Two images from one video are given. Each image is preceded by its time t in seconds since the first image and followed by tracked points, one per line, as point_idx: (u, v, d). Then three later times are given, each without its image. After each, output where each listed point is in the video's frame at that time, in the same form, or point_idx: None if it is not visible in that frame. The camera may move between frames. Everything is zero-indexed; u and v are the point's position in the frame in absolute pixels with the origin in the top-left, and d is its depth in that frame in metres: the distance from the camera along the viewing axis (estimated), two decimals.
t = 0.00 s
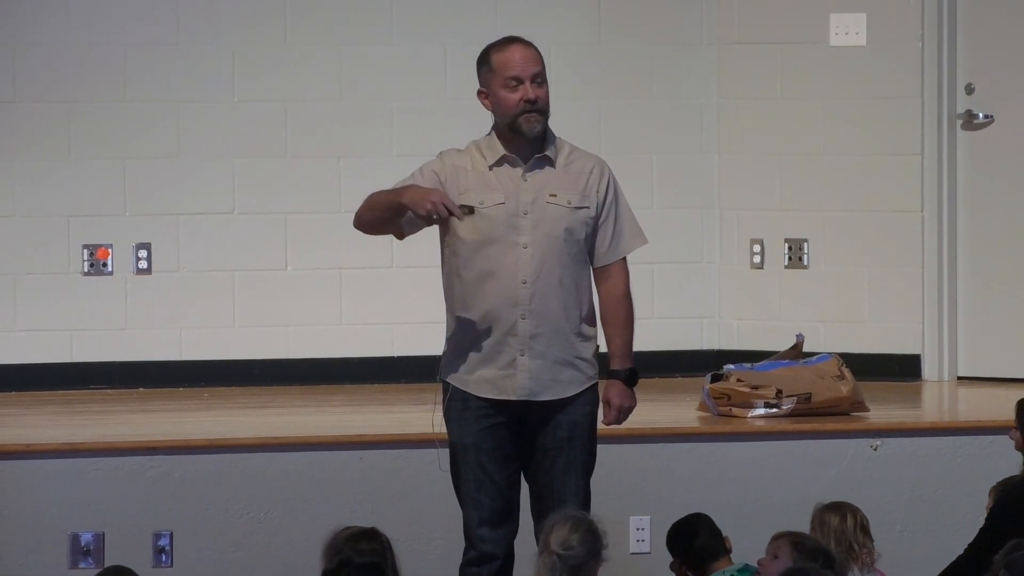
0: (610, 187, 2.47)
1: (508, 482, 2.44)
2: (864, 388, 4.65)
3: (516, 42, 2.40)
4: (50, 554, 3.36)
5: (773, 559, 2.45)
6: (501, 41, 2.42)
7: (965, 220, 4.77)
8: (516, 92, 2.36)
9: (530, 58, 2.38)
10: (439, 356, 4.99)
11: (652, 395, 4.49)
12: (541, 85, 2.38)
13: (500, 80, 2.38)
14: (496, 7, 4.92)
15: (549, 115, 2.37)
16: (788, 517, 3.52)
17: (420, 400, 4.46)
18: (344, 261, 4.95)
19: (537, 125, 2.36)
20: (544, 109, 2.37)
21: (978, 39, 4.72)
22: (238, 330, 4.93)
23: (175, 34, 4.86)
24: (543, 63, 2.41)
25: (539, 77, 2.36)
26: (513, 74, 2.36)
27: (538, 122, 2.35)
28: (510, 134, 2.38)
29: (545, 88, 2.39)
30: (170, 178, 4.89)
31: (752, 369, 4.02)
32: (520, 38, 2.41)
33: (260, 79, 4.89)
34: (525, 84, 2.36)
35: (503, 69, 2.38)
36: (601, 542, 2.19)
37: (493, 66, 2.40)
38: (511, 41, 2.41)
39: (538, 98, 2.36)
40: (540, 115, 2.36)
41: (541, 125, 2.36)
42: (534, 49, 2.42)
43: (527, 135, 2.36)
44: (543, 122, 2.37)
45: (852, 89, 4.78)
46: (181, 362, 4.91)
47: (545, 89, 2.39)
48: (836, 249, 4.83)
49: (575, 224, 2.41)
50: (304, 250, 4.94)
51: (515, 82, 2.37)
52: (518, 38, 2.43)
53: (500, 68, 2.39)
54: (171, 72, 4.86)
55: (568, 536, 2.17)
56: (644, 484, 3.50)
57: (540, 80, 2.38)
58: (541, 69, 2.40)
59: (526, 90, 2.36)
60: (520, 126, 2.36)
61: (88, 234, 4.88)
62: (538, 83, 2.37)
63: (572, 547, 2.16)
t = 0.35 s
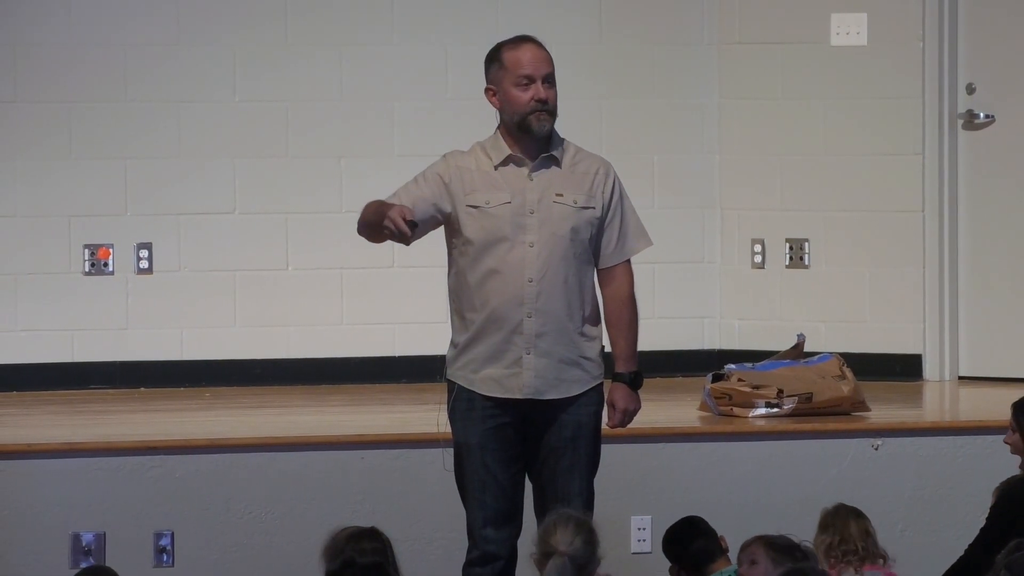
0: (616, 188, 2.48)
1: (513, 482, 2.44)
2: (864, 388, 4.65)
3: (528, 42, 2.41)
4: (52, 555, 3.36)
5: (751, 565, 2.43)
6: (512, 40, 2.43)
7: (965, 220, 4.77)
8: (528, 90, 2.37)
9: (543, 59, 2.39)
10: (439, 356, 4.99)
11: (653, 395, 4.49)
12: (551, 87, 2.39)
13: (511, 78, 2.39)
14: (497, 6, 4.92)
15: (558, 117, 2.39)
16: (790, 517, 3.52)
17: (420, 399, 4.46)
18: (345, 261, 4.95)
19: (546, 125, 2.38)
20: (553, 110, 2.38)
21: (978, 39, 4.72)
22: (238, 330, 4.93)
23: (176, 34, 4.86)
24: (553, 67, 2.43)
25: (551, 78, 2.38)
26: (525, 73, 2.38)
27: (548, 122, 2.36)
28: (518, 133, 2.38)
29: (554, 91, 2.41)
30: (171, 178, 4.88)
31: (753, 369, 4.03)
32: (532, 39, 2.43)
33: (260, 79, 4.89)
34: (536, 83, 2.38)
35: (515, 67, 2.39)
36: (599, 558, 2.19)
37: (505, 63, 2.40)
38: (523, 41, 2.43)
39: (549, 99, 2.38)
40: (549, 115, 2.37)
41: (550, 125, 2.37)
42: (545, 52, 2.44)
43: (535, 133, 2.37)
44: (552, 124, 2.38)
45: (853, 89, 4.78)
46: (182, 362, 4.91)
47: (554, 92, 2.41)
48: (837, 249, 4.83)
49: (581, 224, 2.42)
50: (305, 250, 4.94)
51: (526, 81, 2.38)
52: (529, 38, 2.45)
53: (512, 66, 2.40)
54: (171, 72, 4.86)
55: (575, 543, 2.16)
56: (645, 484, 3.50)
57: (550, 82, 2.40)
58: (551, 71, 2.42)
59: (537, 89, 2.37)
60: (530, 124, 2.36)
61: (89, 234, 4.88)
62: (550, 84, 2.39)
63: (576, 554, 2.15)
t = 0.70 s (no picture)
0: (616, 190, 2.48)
1: (513, 483, 2.43)
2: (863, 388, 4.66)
3: (530, 41, 2.42)
4: (51, 555, 3.36)
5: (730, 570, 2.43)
6: (513, 40, 2.43)
7: (965, 220, 4.77)
8: (529, 88, 2.37)
9: (544, 57, 2.39)
10: (439, 356, 4.99)
11: (653, 396, 4.49)
12: (553, 85, 2.39)
13: (512, 76, 2.39)
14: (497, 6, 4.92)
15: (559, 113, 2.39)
16: (789, 517, 3.52)
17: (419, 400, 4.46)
18: (345, 261, 4.95)
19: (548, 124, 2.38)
20: (556, 108, 2.38)
21: (978, 39, 4.72)
22: (238, 330, 4.93)
23: (176, 34, 4.86)
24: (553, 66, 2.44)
25: (553, 76, 2.38)
26: (527, 71, 2.38)
27: (550, 120, 2.37)
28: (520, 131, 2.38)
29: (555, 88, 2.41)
30: (171, 178, 4.88)
31: (753, 370, 4.03)
32: (532, 38, 2.43)
33: (260, 79, 4.89)
34: (539, 81, 2.37)
35: (517, 65, 2.39)
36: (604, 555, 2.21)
37: (506, 62, 2.41)
38: (524, 40, 2.43)
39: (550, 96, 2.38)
40: (551, 113, 2.37)
41: (552, 123, 2.37)
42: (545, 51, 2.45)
43: (538, 133, 2.37)
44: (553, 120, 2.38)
45: (852, 90, 4.78)
46: (182, 362, 4.91)
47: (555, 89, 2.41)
48: (837, 249, 4.83)
49: (581, 225, 2.42)
50: (305, 251, 4.94)
51: (528, 79, 2.38)
52: (530, 38, 2.45)
53: (513, 64, 2.40)
54: (171, 72, 4.86)
55: (581, 542, 2.18)
56: (644, 484, 3.50)
57: (551, 79, 2.40)
58: (553, 69, 2.42)
59: (538, 87, 2.37)
60: (532, 123, 2.37)
61: (89, 234, 4.88)
62: (551, 82, 2.39)
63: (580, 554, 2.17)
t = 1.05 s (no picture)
0: (620, 193, 2.48)
1: (513, 483, 2.44)
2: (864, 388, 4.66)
3: (537, 41, 2.42)
4: (53, 555, 3.36)
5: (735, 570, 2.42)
6: (520, 40, 2.44)
7: (965, 219, 4.78)
8: (535, 87, 2.37)
9: (550, 56, 2.39)
10: (439, 355, 4.99)
11: (653, 395, 4.49)
12: (559, 84, 2.39)
13: (518, 75, 2.39)
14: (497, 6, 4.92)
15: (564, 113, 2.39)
16: (790, 517, 3.52)
17: (419, 399, 4.46)
18: (345, 260, 4.95)
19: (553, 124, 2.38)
20: (562, 107, 2.38)
21: (979, 39, 4.72)
22: (239, 330, 4.93)
23: (177, 33, 4.86)
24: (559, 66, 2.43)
25: (559, 75, 2.38)
26: (533, 71, 2.38)
27: (555, 120, 2.37)
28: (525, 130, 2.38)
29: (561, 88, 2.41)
30: (172, 177, 4.89)
31: (753, 369, 4.03)
32: (538, 38, 2.43)
33: (261, 79, 4.89)
34: (545, 80, 2.37)
35: (522, 64, 2.39)
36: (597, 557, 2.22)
37: (511, 61, 2.41)
38: (531, 40, 2.43)
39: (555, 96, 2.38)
40: (557, 112, 2.37)
41: (555, 122, 2.36)
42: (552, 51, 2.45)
43: (542, 132, 2.37)
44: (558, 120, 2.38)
45: (853, 89, 4.78)
46: (183, 361, 4.91)
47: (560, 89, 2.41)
48: (837, 248, 4.83)
49: (584, 227, 2.42)
50: (306, 250, 4.94)
51: (534, 78, 2.38)
52: (537, 38, 2.45)
53: (520, 64, 2.40)
54: (172, 72, 4.86)
55: (576, 539, 2.18)
56: (645, 484, 3.50)
57: (557, 79, 2.40)
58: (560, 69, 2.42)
59: (544, 86, 2.37)
60: (537, 123, 2.37)
61: (90, 234, 4.88)
62: (558, 82, 2.39)
63: (575, 551, 2.17)
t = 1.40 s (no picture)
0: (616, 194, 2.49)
1: (509, 484, 2.43)
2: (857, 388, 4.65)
3: (540, 45, 2.40)
4: (46, 555, 3.36)
5: (740, 567, 2.41)
6: (522, 41, 2.42)
7: (959, 220, 4.77)
8: (534, 93, 2.36)
9: (552, 63, 2.38)
10: (433, 355, 4.99)
11: (647, 395, 4.49)
12: (558, 92, 2.38)
13: (518, 79, 2.38)
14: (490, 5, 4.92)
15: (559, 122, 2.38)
16: (782, 517, 3.52)
17: (412, 400, 4.46)
18: (339, 260, 4.95)
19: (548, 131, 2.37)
20: (558, 115, 2.38)
21: (971, 39, 4.72)
22: (233, 330, 4.93)
23: (170, 33, 4.85)
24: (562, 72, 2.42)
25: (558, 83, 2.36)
26: (533, 75, 2.36)
27: (550, 128, 2.36)
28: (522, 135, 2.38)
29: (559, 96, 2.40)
30: (166, 177, 4.88)
31: (746, 370, 4.03)
32: (542, 42, 2.41)
33: (254, 79, 4.89)
34: (544, 87, 2.36)
35: (523, 68, 2.37)
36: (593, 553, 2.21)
37: (513, 63, 2.39)
38: (533, 43, 2.42)
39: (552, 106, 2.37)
40: (553, 120, 2.37)
41: (550, 131, 2.36)
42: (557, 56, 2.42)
43: (538, 137, 2.37)
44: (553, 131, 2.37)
45: (846, 90, 4.79)
46: (176, 362, 4.91)
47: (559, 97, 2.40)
48: (830, 249, 4.84)
49: (580, 228, 2.43)
50: (298, 250, 4.94)
51: (534, 83, 2.36)
52: (539, 40, 2.44)
53: (521, 67, 2.38)
54: (165, 72, 4.86)
55: (569, 536, 2.18)
56: (637, 484, 3.50)
57: (557, 87, 2.38)
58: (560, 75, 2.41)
59: (543, 94, 2.36)
60: (533, 129, 2.36)
61: (83, 234, 4.88)
62: (556, 89, 2.38)
63: (569, 549, 2.17)
